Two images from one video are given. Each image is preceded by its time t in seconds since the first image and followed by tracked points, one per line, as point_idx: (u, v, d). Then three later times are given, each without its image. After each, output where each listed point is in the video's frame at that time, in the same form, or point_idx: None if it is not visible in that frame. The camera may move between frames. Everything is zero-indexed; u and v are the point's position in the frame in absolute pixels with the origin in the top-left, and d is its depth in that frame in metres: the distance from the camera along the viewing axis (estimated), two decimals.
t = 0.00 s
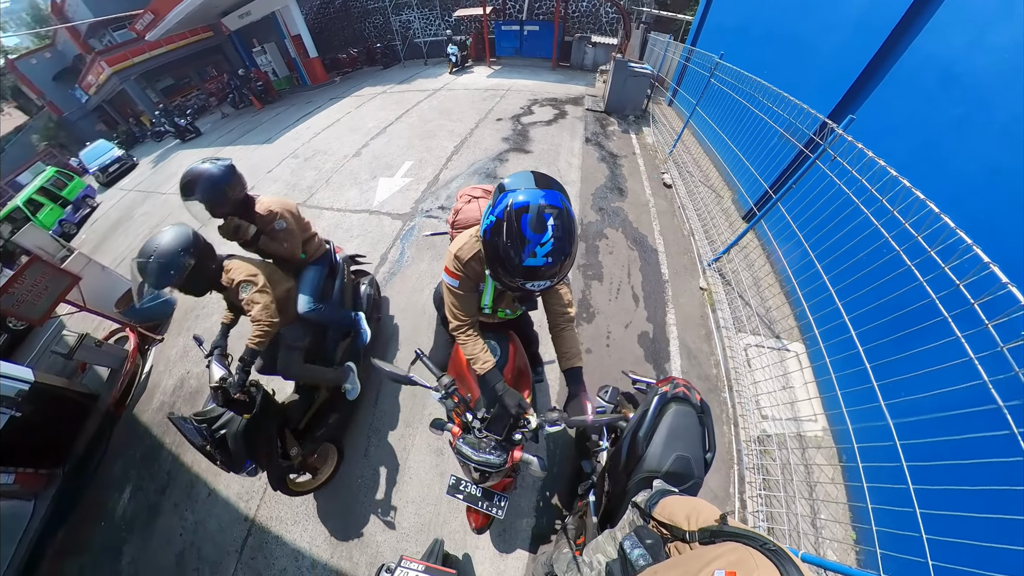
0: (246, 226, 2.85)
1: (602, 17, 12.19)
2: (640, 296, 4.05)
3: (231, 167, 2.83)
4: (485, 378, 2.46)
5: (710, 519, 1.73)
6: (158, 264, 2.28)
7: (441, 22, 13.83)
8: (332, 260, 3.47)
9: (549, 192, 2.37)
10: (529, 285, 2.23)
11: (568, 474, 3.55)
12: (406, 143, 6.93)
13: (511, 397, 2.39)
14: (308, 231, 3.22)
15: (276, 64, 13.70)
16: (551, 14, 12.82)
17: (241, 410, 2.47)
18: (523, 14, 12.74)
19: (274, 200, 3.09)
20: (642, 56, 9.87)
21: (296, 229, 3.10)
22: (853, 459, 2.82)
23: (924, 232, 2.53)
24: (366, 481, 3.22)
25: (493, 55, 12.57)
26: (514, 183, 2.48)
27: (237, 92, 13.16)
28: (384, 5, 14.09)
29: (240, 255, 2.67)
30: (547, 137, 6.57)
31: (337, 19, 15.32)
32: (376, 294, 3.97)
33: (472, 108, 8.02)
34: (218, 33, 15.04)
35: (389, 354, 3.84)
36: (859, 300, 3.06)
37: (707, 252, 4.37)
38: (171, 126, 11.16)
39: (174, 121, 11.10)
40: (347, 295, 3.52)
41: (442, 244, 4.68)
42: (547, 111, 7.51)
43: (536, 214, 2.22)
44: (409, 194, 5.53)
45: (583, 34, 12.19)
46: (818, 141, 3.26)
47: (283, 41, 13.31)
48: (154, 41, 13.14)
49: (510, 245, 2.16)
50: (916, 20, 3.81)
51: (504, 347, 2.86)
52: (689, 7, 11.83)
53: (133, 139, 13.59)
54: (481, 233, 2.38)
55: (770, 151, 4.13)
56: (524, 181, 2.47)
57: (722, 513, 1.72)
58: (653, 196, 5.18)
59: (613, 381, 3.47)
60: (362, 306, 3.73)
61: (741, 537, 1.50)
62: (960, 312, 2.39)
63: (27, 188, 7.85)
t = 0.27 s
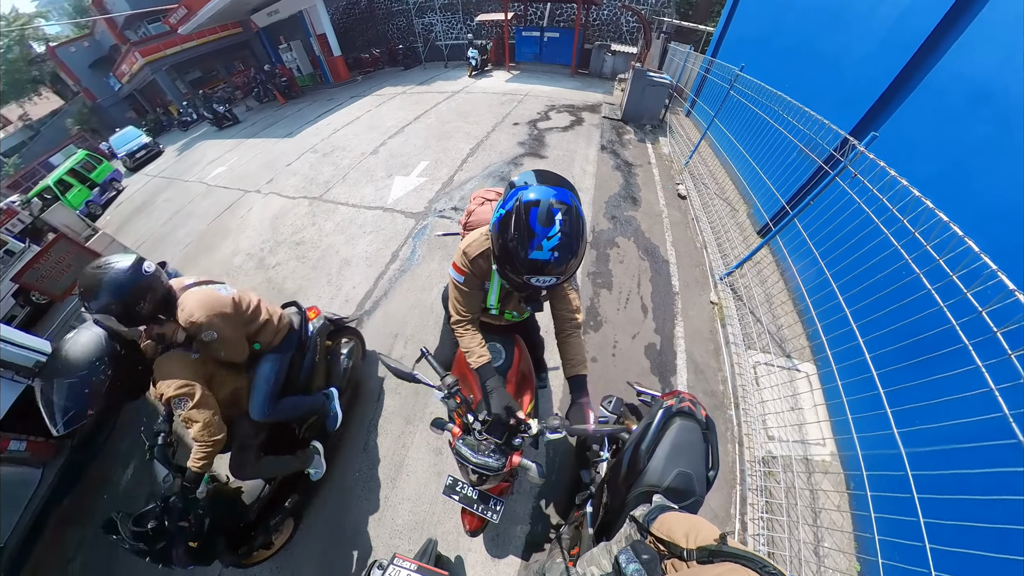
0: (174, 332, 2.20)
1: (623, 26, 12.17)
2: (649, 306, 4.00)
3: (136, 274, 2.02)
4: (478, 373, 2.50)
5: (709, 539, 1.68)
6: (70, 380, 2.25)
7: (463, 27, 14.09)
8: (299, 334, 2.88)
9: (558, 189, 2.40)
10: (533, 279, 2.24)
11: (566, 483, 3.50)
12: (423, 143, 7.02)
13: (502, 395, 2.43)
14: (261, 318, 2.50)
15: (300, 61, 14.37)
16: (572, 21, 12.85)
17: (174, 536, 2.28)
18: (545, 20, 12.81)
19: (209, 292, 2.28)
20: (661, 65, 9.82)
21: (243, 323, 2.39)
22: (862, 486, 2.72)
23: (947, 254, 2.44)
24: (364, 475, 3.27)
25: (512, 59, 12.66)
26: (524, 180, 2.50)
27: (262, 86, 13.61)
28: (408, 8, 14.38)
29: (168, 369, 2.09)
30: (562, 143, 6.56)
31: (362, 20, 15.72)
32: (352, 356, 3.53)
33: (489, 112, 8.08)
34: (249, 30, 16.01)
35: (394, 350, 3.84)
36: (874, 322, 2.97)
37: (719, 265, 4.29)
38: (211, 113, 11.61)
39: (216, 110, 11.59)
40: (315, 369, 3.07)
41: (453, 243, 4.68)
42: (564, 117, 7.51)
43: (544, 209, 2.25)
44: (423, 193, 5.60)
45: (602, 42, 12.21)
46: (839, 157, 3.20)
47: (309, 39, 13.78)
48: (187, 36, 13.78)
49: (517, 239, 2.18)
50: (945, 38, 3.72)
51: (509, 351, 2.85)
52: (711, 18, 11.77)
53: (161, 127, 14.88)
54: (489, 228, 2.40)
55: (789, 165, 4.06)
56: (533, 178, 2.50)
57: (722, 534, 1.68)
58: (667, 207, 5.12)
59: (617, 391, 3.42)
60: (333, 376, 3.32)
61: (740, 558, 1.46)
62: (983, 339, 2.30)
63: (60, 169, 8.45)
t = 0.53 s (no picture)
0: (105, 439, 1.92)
1: (643, 35, 12.12)
2: (658, 318, 3.94)
3: (48, 391, 1.74)
4: (480, 383, 2.47)
5: (706, 560, 1.64)
6: None
7: (484, 31, 14.21)
8: (260, 407, 2.59)
9: (566, 190, 2.42)
10: (537, 279, 2.22)
11: (563, 491, 3.45)
12: (440, 144, 7.09)
13: (503, 407, 2.39)
14: (211, 406, 2.20)
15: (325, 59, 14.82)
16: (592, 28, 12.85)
17: None
18: (565, 26, 12.83)
19: (144, 391, 1.96)
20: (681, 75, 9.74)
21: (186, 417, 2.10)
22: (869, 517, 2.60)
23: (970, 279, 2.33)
24: (362, 468, 3.27)
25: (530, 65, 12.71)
26: (533, 181, 2.53)
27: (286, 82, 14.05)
28: (431, 11, 14.67)
29: (99, 480, 1.86)
30: (577, 149, 6.54)
31: (386, 21, 16.04)
32: (325, 416, 3.14)
33: (507, 115, 8.11)
34: (275, 26, 16.56)
35: (400, 346, 3.88)
36: (888, 346, 2.86)
37: (731, 280, 4.20)
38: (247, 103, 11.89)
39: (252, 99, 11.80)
40: (281, 437, 2.78)
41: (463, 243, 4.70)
42: (581, 123, 7.49)
43: (550, 208, 2.28)
44: (437, 193, 5.65)
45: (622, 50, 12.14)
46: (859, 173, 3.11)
47: (333, 39, 14.27)
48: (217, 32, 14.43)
49: (521, 237, 2.20)
50: (977, 54, 3.61)
51: (512, 354, 2.80)
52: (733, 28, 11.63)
53: (188, 118, 15.98)
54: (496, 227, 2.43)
55: (807, 181, 3.98)
56: (542, 180, 2.53)
57: (720, 555, 1.64)
58: (680, 218, 5.05)
59: (621, 402, 3.37)
60: (301, 439, 2.99)
61: None
62: (1006, 371, 2.17)
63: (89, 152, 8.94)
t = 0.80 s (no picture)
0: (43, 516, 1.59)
1: (663, 44, 12.01)
2: (666, 330, 3.87)
3: None
4: (484, 388, 2.43)
5: None
6: None
7: (505, 37, 14.36)
8: (221, 466, 2.24)
9: (578, 194, 2.42)
10: (546, 281, 2.22)
11: (560, 499, 3.40)
12: (456, 146, 7.17)
13: (506, 414, 2.33)
14: (165, 475, 1.87)
15: (348, 58, 15.31)
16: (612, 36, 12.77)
17: None
18: (586, 34, 12.83)
19: (91, 462, 1.64)
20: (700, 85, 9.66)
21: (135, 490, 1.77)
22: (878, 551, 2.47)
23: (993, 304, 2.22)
24: (360, 462, 3.28)
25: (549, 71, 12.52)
26: (545, 184, 2.54)
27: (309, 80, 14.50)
28: (453, 15, 14.91)
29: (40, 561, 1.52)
30: (593, 156, 6.51)
31: (409, 24, 16.36)
32: (292, 467, 2.88)
33: (523, 120, 8.13)
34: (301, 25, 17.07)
35: (406, 343, 3.90)
36: (905, 371, 2.73)
37: (743, 295, 4.10)
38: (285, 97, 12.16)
39: (291, 94, 12.06)
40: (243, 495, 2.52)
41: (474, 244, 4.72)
42: (597, 131, 7.47)
43: (563, 211, 2.28)
44: (450, 194, 5.71)
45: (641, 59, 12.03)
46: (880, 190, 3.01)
47: (357, 39, 14.71)
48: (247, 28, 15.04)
49: (532, 238, 2.19)
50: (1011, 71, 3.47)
51: (518, 358, 2.77)
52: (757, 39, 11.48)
53: (213, 110, 17.14)
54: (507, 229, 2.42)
55: (827, 197, 3.87)
56: (554, 183, 2.53)
57: None
58: (694, 230, 4.96)
59: (624, 413, 3.31)
60: (263, 493, 2.73)
61: None
62: None
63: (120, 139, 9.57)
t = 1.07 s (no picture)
0: None
1: (683, 54, 11.94)
2: (675, 342, 3.80)
3: None
4: (487, 392, 2.41)
5: None
6: None
7: (525, 43, 14.47)
8: (185, 509, 2.26)
9: (591, 198, 2.41)
10: (556, 284, 2.21)
11: (557, 508, 3.35)
12: (472, 148, 7.24)
13: (507, 419, 2.31)
14: (121, 524, 1.89)
15: (371, 59, 15.70)
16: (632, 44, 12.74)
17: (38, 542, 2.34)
18: (606, 42, 12.82)
19: (49, 505, 1.68)
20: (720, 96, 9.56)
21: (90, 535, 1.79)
22: None
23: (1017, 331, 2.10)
24: (360, 455, 3.29)
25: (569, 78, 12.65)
26: (558, 189, 2.54)
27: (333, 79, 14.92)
28: (475, 20, 15.15)
29: None
30: (608, 164, 6.48)
31: (432, 27, 16.68)
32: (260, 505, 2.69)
33: (540, 125, 8.15)
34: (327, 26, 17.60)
35: (412, 341, 3.93)
36: (922, 398, 2.61)
37: (755, 311, 3.99)
38: (319, 93, 12.13)
39: (327, 90, 11.99)
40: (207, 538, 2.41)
41: (485, 246, 4.74)
42: (613, 139, 7.44)
43: (575, 214, 2.27)
44: (464, 195, 5.76)
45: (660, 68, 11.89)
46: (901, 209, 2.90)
47: (380, 40, 15.04)
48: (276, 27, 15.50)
49: (544, 239, 2.19)
50: None
51: (524, 363, 2.75)
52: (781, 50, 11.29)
53: (240, 104, 17.86)
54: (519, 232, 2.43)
55: (847, 215, 3.76)
56: (566, 187, 2.53)
57: None
58: (707, 242, 4.87)
59: (628, 424, 3.25)
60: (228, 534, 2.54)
61: None
62: None
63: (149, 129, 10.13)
